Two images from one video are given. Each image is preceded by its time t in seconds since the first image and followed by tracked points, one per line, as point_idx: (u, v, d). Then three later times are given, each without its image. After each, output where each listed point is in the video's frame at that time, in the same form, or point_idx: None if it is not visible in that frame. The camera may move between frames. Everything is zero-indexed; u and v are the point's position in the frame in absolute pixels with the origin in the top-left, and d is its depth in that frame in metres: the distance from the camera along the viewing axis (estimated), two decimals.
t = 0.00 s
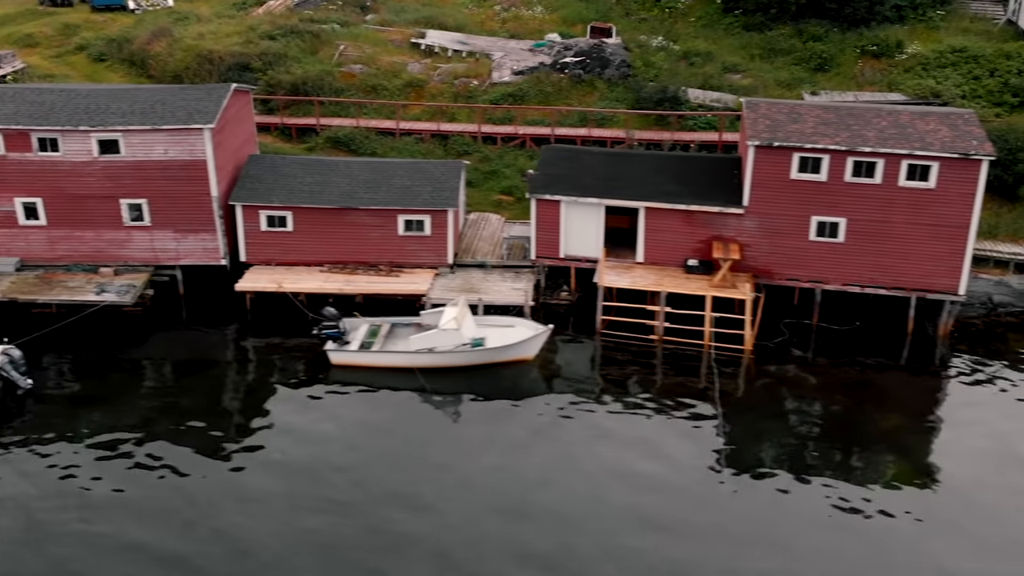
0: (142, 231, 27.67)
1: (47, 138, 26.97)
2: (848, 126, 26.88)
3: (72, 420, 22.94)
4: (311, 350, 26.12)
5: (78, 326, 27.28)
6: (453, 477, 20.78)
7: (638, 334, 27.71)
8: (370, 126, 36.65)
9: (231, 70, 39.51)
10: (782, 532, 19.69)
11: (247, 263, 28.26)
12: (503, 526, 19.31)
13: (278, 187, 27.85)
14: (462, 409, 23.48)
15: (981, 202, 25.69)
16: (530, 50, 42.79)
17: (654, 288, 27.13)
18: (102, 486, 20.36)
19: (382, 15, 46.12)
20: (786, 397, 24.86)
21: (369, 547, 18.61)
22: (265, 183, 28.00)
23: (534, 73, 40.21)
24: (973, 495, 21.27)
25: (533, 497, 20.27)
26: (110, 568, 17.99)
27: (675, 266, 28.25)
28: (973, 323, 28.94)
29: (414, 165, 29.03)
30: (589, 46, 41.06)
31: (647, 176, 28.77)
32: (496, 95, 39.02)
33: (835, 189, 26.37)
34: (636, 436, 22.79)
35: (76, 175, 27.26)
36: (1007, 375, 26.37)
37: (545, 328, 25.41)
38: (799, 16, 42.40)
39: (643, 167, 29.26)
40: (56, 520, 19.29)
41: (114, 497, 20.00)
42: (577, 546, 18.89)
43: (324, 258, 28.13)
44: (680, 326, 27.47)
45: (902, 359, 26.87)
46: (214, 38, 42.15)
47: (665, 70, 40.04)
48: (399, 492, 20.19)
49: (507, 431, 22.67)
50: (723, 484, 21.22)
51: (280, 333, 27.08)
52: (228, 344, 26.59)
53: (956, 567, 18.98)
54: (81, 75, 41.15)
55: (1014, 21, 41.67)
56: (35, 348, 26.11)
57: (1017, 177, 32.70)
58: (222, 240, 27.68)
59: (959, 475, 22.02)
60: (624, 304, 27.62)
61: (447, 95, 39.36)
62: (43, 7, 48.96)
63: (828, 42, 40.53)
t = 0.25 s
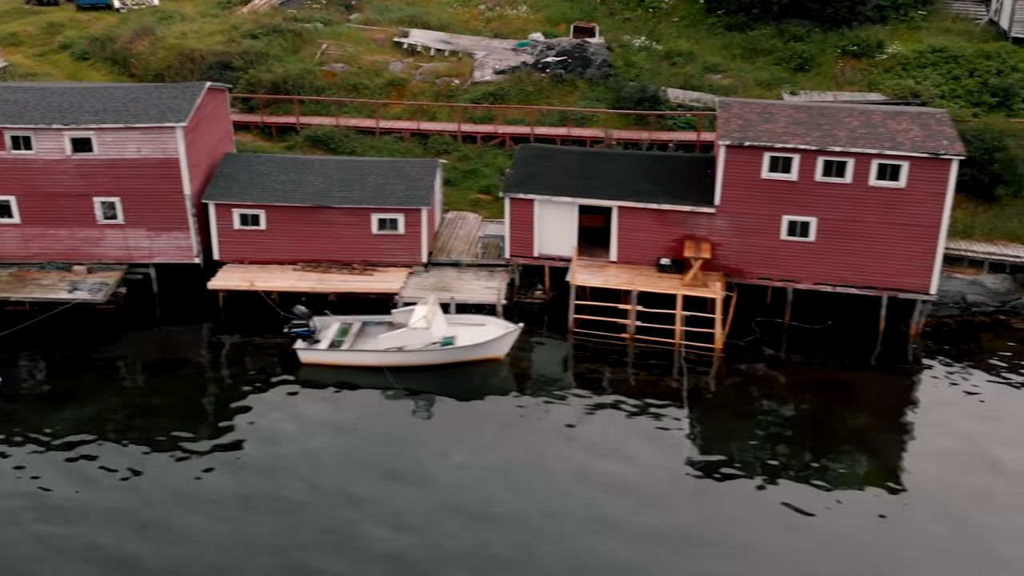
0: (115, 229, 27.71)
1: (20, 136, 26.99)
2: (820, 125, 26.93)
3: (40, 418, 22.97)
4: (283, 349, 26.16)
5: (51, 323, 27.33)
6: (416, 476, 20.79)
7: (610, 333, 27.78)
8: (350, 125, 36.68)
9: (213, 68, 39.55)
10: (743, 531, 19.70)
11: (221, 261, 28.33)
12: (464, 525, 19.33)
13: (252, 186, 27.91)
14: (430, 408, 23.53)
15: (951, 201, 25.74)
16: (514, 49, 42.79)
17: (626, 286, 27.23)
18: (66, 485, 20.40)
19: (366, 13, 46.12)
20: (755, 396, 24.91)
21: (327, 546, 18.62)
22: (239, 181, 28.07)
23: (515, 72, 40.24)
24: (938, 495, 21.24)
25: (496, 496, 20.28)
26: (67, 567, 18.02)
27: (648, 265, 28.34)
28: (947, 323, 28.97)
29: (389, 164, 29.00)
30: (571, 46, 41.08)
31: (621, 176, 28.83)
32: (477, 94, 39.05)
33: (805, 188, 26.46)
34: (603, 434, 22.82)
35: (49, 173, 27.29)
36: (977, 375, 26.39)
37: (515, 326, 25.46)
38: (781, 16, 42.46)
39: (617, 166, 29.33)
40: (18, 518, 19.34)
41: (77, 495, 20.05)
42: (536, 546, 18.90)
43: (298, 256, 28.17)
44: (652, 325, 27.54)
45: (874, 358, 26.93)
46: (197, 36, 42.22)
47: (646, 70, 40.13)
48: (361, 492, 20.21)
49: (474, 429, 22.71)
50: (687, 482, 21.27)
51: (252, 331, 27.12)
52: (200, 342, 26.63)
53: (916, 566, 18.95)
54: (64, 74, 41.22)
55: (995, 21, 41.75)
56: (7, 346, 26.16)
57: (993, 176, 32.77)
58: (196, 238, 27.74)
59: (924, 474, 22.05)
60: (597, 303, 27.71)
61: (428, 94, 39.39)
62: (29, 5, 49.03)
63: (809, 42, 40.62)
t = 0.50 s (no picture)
0: (89, 227, 27.75)
1: None
2: (791, 125, 26.99)
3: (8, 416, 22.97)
4: (254, 348, 26.18)
5: (24, 321, 27.36)
6: (379, 476, 20.78)
7: (583, 332, 27.84)
8: (329, 123, 36.69)
9: (194, 67, 39.56)
10: (703, 531, 19.69)
11: (194, 259, 28.37)
12: (423, 525, 19.32)
13: (225, 184, 27.97)
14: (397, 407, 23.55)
15: (921, 201, 25.80)
16: (497, 48, 42.78)
17: (598, 285, 27.30)
18: (28, 484, 20.40)
19: (350, 12, 46.12)
20: (725, 395, 24.95)
21: (284, 546, 18.62)
22: (213, 180, 28.14)
23: (497, 71, 40.24)
24: (901, 495, 21.24)
25: (457, 495, 20.28)
26: (24, 566, 18.01)
27: (621, 264, 28.41)
28: (919, 322, 29.05)
29: (363, 162, 28.99)
30: (553, 45, 41.12)
31: (595, 175, 28.91)
32: (458, 93, 39.06)
33: (775, 187, 26.57)
34: (569, 433, 22.85)
35: (23, 171, 27.31)
36: (947, 376, 26.41)
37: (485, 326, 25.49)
38: (764, 16, 42.50)
39: (591, 165, 29.40)
40: None
41: (39, 495, 20.05)
42: (494, 545, 18.89)
43: (271, 255, 28.22)
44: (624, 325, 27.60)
45: (845, 358, 26.95)
46: (180, 35, 42.26)
47: (627, 70, 40.18)
48: (323, 491, 20.22)
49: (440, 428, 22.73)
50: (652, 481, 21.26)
51: (225, 330, 27.14)
52: (172, 341, 26.64)
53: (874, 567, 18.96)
54: (46, 73, 41.24)
55: (977, 21, 41.81)
56: None
57: (969, 177, 32.83)
58: (169, 236, 27.79)
59: (890, 473, 22.05)
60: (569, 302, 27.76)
61: (410, 93, 39.40)
62: (14, 4, 49.07)
63: (790, 42, 40.70)
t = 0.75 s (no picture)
0: (63, 225, 27.81)
1: None
2: (763, 125, 27.06)
3: None
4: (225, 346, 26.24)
5: None
6: (343, 475, 20.83)
7: (555, 331, 27.91)
8: (309, 122, 36.72)
9: (176, 65, 39.61)
10: (664, 531, 19.74)
11: (168, 257, 28.44)
12: (384, 525, 19.37)
13: (199, 182, 28.04)
14: (365, 406, 23.61)
15: (891, 201, 25.87)
16: (480, 47, 42.80)
17: (570, 285, 27.38)
18: None
19: (335, 11, 46.13)
20: (694, 394, 25.01)
21: (244, 545, 18.68)
22: (186, 178, 28.22)
23: (479, 70, 40.28)
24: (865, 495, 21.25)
25: (420, 494, 20.34)
26: None
27: (594, 263, 28.49)
28: (891, 321, 29.09)
29: (338, 161, 29.04)
30: (536, 45, 41.17)
31: (568, 174, 28.98)
32: (439, 92, 39.11)
33: (746, 187, 26.67)
34: (535, 432, 22.90)
35: None
36: (917, 376, 26.38)
37: (455, 324, 25.56)
38: (746, 16, 42.58)
39: (566, 164, 29.48)
40: None
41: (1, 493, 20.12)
42: (454, 545, 18.96)
43: (245, 253, 28.29)
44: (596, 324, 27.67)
45: (816, 357, 27.01)
46: (163, 34, 42.31)
47: (609, 69, 40.24)
48: (286, 490, 20.27)
49: (407, 427, 22.78)
50: (615, 479, 21.31)
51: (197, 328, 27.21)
52: (144, 339, 26.70)
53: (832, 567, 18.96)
54: (28, 70, 41.28)
55: (959, 21, 41.89)
56: None
57: (945, 176, 32.90)
58: (142, 234, 27.87)
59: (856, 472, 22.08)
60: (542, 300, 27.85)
61: (391, 92, 39.46)
62: None
63: (772, 42, 40.79)
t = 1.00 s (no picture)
0: (37, 223, 27.89)
1: None
2: (735, 124, 27.12)
3: None
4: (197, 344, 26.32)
5: None
6: (308, 474, 20.90)
7: (528, 330, 27.99)
8: (289, 120, 36.81)
9: (157, 64, 39.70)
10: (627, 530, 19.73)
11: (142, 256, 28.53)
12: (345, 524, 19.41)
13: (173, 181, 28.13)
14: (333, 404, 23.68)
15: (861, 201, 25.92)
16: (462, 46, 42.84)
17: (542, 283, 27.45)
18: None
19: (319, 9, 46.18)
20: (664, 392, 25.04)
21: (204, 544, 18.75)
22: (161, 176, 28.31)
23: (461, 69, 40.34)
24: (830, 493, 21.25)
25: (383, 493, 20.43)
26: None
27: (567, 263, 28.57)
28: (864, 321, 29.15)
29: (312, 159, 29.11)
30: (517, 44, 41.25)
31: (542, 173, 29.06)
32: (420, 91, 39.19)
33: (718, 187, 26.75)
34: (502, 431, 22.96)
35: None
36: (888, 375, 26.42)
37: (425, 323, 25.64)
38: (728, 16, 42.67)
39: (540, 163, 29.58)
40: None
41: None
42: (414, 544, 19.03)
43: (219, 251, 28.38)
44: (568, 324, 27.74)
45: (788, 356, 27.07)
46: (146, 32, 42.41)
47: (590, 69, 40.31)
48: (250, 489, 20.34)
49: (374, 426, 22.85)
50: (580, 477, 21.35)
51: (171, 326, 27.29)
52: (117, 336, 26.77)
53: (793, 567, 18.94)
54: (11, 68, 41.38)
55: (941, 20, 41.91)
56: None
57: (921, 176, 32.97)
58: (116, 232, 27.96)
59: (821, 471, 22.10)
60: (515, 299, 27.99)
61: (372, 91, 39.56)
62: None
63: (753, 42, 40.87)
